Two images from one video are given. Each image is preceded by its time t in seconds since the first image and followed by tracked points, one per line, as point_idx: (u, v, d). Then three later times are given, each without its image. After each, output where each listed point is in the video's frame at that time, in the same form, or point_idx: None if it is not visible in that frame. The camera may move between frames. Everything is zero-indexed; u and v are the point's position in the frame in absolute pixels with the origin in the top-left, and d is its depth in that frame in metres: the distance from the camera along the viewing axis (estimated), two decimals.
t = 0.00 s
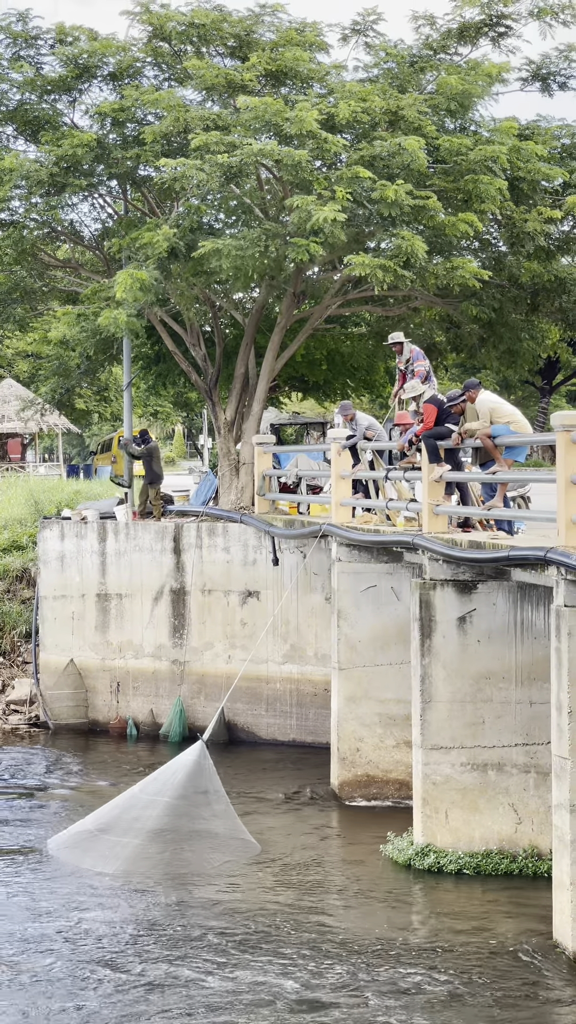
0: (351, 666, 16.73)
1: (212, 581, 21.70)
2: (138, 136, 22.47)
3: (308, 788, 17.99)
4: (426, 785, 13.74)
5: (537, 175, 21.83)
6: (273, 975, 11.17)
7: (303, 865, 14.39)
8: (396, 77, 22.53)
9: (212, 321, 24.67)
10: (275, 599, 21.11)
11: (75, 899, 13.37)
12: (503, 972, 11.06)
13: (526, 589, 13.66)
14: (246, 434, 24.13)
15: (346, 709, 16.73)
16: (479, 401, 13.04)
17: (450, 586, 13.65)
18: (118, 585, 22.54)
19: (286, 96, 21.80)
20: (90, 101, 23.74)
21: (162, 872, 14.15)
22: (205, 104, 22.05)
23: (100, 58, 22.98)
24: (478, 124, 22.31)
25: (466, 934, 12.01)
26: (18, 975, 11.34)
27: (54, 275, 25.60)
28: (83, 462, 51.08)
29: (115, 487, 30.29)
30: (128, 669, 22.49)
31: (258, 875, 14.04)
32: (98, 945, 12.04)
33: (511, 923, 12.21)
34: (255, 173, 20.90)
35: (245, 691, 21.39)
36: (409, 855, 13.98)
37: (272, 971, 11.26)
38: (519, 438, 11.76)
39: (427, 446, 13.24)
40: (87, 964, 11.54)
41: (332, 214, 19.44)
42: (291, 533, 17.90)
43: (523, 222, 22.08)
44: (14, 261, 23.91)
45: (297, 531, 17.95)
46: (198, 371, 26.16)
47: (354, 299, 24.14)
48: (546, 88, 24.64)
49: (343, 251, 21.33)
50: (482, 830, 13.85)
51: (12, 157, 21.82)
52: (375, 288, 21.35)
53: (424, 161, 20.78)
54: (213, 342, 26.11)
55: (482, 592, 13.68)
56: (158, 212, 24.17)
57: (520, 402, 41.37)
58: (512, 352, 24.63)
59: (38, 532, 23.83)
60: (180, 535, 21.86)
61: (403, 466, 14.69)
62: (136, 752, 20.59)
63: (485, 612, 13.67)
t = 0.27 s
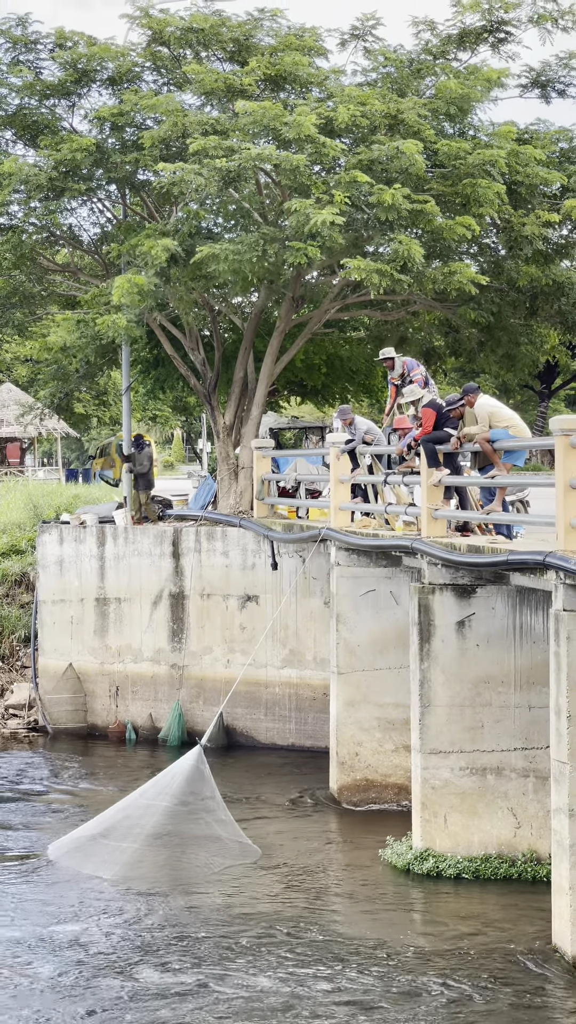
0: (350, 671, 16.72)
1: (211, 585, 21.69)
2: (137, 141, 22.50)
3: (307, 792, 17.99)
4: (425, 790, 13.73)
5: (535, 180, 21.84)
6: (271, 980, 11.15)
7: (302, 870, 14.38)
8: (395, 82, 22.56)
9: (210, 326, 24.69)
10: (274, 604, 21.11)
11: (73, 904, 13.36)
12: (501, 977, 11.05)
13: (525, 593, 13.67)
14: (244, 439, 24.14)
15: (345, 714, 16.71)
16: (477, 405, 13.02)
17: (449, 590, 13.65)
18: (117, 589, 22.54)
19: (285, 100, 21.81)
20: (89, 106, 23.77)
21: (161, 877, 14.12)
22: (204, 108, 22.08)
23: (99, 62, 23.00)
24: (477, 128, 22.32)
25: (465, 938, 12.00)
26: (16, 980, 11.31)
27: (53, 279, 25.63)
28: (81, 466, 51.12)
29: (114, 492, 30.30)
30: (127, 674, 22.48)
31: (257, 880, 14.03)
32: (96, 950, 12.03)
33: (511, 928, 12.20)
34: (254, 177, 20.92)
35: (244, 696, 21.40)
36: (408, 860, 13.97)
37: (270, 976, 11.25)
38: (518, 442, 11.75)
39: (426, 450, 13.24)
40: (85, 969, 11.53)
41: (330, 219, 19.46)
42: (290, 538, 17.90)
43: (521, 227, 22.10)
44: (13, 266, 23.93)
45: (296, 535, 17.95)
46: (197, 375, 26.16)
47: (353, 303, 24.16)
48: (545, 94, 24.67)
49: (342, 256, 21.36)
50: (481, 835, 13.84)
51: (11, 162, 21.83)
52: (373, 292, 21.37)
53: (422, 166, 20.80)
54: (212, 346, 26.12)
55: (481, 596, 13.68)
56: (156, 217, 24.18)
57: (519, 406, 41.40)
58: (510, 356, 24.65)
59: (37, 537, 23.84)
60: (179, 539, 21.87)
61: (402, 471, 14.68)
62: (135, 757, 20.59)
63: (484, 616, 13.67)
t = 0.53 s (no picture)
0: (350, 676, 16.70)
1: (210, 590, 21.69)
2: (136, 146, 22.51)
3: (306, 797, 17.99)
4: (424, 795, 13.73)
5: (534, 185, 21.86)
6: (269, 986, 11.14)
7: (301, 875, 14.38)
8: (393, 87, 22.58)
9: (209, 331, 24.74)
10: (272, 608, 21.12)
11: (72, 909, 13.35)
12: (500, 982, 11.05)
13: (524, 598, 13.68)
14: (243, 443, 24.16)
15: (344, 719, 16.70)
16: (476, 410, 13.02)
17: (448, 595, 13.65)
18: (115, 595, 22.54)
19: (283, 106, 21.83)
20: (89, 111, 23.79)
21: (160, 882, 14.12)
22: (203, 114, 22.10)
23: (99, 67, 23.02)
24: (476, 134, 22.36)
25: (464, 944, 11.99)
26: (15, 985, 11.30)
27: (52, 284, 25.64)
28: (80, 471, 51.11)
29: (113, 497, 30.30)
30: (126, 679, 22.47)
31: (256, 884, 14.03)
32: (95, 955, 12.02)
33: (510, 933, 12.20)
34: (252, 182, 20.94)
35: (243, 701, 21.40)
36: (407, 865, 13.97)
37: (269, 982, 11.23)
38: (517, 447, 11.76)
39: (424, 455, 13.25)
40: (82, 974, 11.52)
41: (328, 224, 19.48)
42: (289, 542, 17.90)
43: (519, 232, 22.13)
44: (12, 271, 23.95)
45: (295, 540, 17.95)
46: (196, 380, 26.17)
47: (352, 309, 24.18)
48: (544, 100, 24.71)
49: (341, 261, 21.38)
50: (480, 840, 13.84)
51: (10, 167, 21.84)
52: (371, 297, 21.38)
53: (421, 171, 20.82)
54: (211, 352, 26.14)
55: (480, 601, 13.67)
56: (155, 222, 24.20)
57: (517, 412, 41.45)
58: (509, 361, 24.68)
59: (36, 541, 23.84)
60: (178, 544, 21.88)
61: (401, 476, 14.70)
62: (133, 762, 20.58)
63: (483, 621, 13.68)
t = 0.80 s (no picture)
0: (348, 681, 16.73)
1: (209, 596, 21.70)
2: (134, 151, 22.53)
3: (305, 803, 17.97)
4: (423, 800, 13.72)
5: (532, 190, 21.89)
6: (267, 991, 11.14)
7: (300, 880, 14.37)
8: (392, 93, 22.61)
9: (207, 338, 24.85)
10: (271, 613, 21.13)
11: (70, 914, 13.33)
12: (499, 987, 11.04)
13: (522, 603, 13.69)
14: (242, 449, 24.15)
15: (343, 724, 16.71)
16: (475, 415, 13.02)
17: (447, 600, 13.66)
18: (114, 600, 22.54)
19: (282, 111, 21.85)
20: (87, 116, 23.81)
21: (158, 888, 14.10)
22: (201, 119, 22.12)
23: (98, 73, 23.05)
24: (474, 140, 22.38)
25: (463, 949, 11.98)
26: (13, 991, 11.28)
27: (50, 289, 25.65)
28: (78, 477, 51.11)
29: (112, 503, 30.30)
30: (125, 684, 22.46)
31: (255, 890, 14.02)
32: (93, 961, 12.00)
33: (509, 938, 12.19)
34: (250, 187, 20.96)
35: (242, 706, 21.38)
36: (406, 870, 13.95)
37: (267, 988, 11.22)
38: (515, 452, 11.75)
39: (423, 460, 13.26)
40: (80, 980, 11.49)
41: (326, 230, 19.50)
42: (287, 548, 17.90)
43: (518, 237, 22.16)
44: (10, 276, 23.95)
45: (293, 546, 17.95)
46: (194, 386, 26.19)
47: (350, 314, 24.19)
48: (543, 106, 24.75)
49: (339, 266, 21.40)
50: (479, 845, 13.83)
51: (8, 172, 21.84)
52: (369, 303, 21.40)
53: (419, 176, 20.83)
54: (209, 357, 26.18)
55: (479, 607, 13.70)
56: (154, 227, 24.21)
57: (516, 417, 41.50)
58: (508, 366, 24.69)
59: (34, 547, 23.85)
60: (176, 549, 21.89)
61: (399, 481, 14.69)
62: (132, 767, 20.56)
63: (482, 626, 13.69)
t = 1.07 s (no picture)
0: (347, 686, 16.72)
1: (207, 601, 21.69)
2: (133, 157, 22.57)
3: (303, 809, 17.96)
4: (422, 806, 13.71)
5: (530, 196, 21.93)
6: (265, 997, 11.12)
7: (298, 886, 14.35)
8: (390, 99, 22.65)
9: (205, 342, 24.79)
10: (270, 618, 21.14)
11: (68, 920, 13.31)
12: (498, 994, 11.02)
13: (521, 608, 13.70)
14: (240, 454, 24.18)
15: (341, 729, 16.71)
16: (473, 421, 13.02)
17: (445, 606, 13.66)
18: (112, 605, 22.54)
19: (280, 116, 21.87)
20: (86, 122, 23.83)
21: (157, 894, 14.08)
22: (200, 124, 22.15)
23: (96, 79, 23.07)
24: (472, 145, 22.40)
25: (461, 955, 11.97)
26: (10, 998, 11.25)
27: (49, 295, 25.67)
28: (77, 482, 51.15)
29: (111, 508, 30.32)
30: (123, 689, 22.45)
31: (253, 896, 14.00)
32: (91, 967, 11.98)
33: (507, 944, 12.17)
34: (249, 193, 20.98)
35: (240, 711, 21.37)
36: (404, 876, 13.93)
37: (265, 994, 11.21)
38: (514, 457, 11.75)
39: (421, 466, 13.26)
40: (78, 987, 11.46)
41: (324, 237, 19.52)
42: (285, 553, 17.89)
43: (515, 242, 22.19)
44: (9, 282, 23.97)
45: (291, 551, 17.95)
46: (193, 391, 26.19)
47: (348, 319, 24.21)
48: (541, 111, 24.79)
49: (337, 272, 21.42)
50: (478, 850, 13.83)
51: (6, 178, 21.86)
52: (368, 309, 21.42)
53: (417, 182, 20.86)
54: (208, 362, 26.20)
55: (477, 612, 13.69)
56: (152, 232, 24.23)
57: (514, 422, 41.57)
58: (506, 371, 24.70)
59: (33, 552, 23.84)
60: (175, 555, 21.88)
61: (398, 486, 14.70)
62: (130, 773, 20.55)
63: (480, 631, 13.68)
